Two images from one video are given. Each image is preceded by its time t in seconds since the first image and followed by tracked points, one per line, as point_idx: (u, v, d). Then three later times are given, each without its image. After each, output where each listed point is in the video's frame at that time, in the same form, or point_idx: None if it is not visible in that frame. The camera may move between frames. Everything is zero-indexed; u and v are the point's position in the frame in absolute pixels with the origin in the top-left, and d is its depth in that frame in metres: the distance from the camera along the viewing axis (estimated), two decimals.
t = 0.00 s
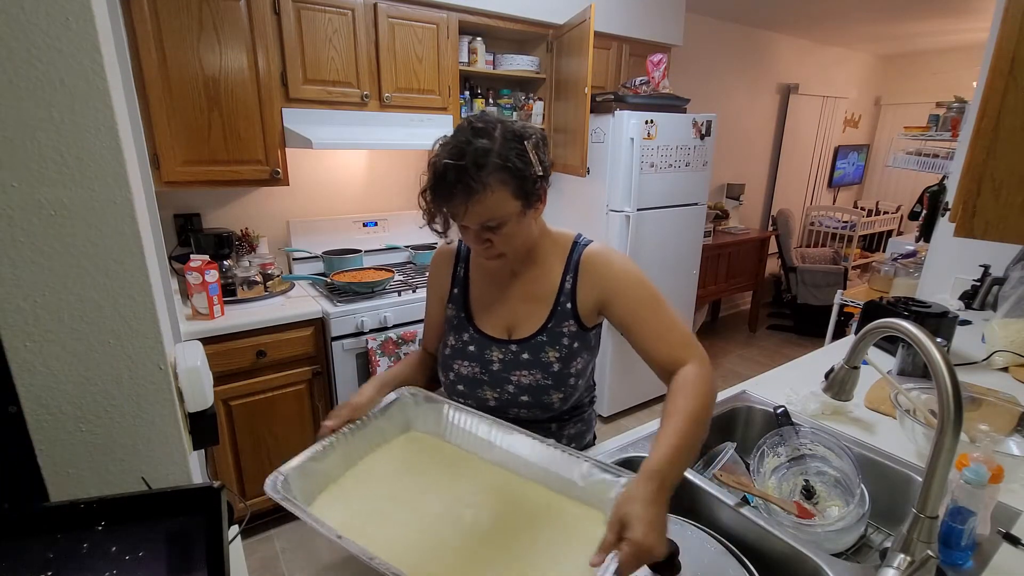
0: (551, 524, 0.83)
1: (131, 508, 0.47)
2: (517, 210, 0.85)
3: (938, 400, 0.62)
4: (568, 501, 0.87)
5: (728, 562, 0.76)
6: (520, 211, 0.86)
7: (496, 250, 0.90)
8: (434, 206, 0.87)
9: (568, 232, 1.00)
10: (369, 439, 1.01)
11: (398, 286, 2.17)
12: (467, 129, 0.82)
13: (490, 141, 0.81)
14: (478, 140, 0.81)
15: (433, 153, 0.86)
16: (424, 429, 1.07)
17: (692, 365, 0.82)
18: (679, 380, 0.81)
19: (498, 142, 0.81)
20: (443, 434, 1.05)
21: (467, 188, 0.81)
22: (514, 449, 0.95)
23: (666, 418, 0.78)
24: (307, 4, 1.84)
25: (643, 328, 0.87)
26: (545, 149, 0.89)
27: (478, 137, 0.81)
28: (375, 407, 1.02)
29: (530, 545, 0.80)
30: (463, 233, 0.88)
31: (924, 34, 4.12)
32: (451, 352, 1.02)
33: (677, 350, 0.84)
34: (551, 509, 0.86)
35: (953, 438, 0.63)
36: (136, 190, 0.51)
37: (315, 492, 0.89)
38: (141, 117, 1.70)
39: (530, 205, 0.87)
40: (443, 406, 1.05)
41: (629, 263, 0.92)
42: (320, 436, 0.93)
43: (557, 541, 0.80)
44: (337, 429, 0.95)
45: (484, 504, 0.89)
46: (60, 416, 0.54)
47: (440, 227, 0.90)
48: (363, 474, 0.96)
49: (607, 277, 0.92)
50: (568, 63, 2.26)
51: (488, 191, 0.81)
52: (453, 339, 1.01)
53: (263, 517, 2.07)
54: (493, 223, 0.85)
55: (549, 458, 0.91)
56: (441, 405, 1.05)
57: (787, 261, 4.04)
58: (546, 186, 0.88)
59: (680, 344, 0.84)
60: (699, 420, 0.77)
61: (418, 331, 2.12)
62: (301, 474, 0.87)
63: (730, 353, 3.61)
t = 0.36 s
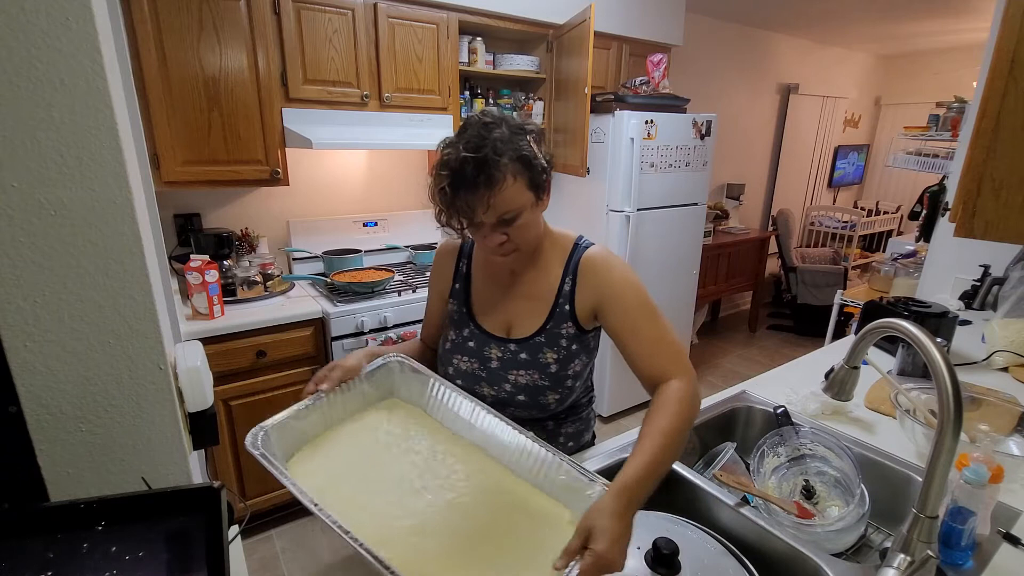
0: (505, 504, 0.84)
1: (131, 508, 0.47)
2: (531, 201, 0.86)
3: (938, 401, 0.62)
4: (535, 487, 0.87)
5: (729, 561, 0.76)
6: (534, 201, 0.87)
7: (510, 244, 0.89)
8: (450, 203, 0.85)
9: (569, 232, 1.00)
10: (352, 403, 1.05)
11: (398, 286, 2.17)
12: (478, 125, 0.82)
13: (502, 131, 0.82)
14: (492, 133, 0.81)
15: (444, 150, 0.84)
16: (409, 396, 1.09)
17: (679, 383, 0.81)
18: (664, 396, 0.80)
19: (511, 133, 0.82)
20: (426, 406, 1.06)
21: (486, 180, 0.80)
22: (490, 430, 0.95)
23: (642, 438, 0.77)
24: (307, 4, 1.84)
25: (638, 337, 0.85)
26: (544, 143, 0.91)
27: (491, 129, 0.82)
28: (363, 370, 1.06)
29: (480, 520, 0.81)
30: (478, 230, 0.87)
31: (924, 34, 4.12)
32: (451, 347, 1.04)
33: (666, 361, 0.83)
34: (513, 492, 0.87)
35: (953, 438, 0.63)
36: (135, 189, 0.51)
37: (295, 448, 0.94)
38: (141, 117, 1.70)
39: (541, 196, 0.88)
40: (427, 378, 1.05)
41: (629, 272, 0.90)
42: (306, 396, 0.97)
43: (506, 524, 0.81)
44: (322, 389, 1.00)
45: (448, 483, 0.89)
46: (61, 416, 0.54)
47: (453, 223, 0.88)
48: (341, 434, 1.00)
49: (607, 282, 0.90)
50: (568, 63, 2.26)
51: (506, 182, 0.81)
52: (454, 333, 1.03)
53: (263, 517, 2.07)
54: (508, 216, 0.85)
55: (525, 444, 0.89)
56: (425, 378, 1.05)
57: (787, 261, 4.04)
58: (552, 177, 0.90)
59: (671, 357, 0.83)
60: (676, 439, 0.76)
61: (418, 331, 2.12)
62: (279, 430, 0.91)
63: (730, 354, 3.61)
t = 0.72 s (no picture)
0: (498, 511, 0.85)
1: (131, 507, 0.47)
2: (532, 205, 0.86)
3: (938, 401, 0.62)
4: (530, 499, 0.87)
5: (728, 561, 0.76)
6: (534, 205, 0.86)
7: (510, 247, 0.89)
8: (451, 203, 0.85)
9: (570, 235, 1.00)
10: (356, 409, 1.07)
11: (398, 286, 2.17)
12: (483, 126, 0.82)
13: (505, 134, 0.81)
14: (496, 135, 0.81)
15: (446, 150, 0.84)
16: (413, 408, 1.10)
17: (678, 389, 0.81)
18: (664, 401, 0.80)
19: (514, 135, 0.82)
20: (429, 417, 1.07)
21: (486, 182, 0.80)
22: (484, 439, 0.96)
23: (640, 444, 0.77)
24: (307, 4, 1.84)
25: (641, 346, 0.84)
26: (548, 146, 0.91)
27: (495, 131, 0.82)
28: (367, 376, 1.07)
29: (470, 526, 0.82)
30: (477, 231, 0.87)
31: (924, 34, 4.11)
32: (451, 346, 1.03)
33: (666, 365, 0.82)
34: (508, 501, 0.87)
35: (953, 438, 0.63)
36: (134, 188, 0.51)
37: (296, 449, 0.97)
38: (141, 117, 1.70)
39: (542, 199, 0.87)
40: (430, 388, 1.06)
41: (629, 276, 0.90)
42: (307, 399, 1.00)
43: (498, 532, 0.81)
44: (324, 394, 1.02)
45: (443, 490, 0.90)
46: (61, 416, 0.54)
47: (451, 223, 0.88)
48: (343, 440, 1.03)
49: (606, 287, 0.90)
50: (568, 63, 2.26)
51: (507, 186, 0.81)
52: (455, 333, 1.03)
53: (263, 517, 2.07)
54: (509, 219, 0.85)
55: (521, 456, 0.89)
56: (428, 388, 1.06)
57: (787, 261, 4.04)
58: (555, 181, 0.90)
59: (671, 363, 0.83)
60: (671, 446, 0.76)
61: (418, 331, 2.12)
62: (282, 431, 0.94)
63: (730, 354, 3.61)
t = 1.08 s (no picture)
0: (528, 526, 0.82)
1: (131, 507, 0.47)
2: (528, 206, 0.86)
3: (938, 401, 0.62)
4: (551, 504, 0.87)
5: (728, 561, 0.76)
6: (530, 206, 0.86)
7: (506, 247, 0.89)
8: (447, 203, 0.85)
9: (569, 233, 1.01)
10: (357, 440, 1.01)
11: (398, 286, 2.17)
12: (479, 126, 0.82)
13: (502, 135, 0.81)
14: (492, 136, 0.81)
15: (443, 150, 0.84)
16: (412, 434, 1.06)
17: (686, 373, 0.84)
18: (672, 384, 0.82)
19: (511, 137, 0.82)
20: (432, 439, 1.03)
21: (482, 183, 0.80)
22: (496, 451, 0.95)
23: (653, 421, 0.78)
24: (307, 4, 1.84)
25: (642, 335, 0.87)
26: (547, 147, 0.91)
27: (491, 132, 0.81)
28: (371, 405, 1.02)
29: (507, 543, 0.79)
30: (473, 232, 0.88)
31: (925, 34, 4.11)
32: (451, 350, 1.02)
33: (670, 353, 0.85)
34: (537, 515, 0.85)
35: (953, 439, 0.63)
36: (135, 187, 0.51)
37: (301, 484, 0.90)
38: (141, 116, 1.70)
39: (539, 201, 0.87)
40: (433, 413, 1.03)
41: (629, 271, 0.92)
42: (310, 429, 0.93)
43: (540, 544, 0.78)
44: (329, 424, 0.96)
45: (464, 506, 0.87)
46: (61, 416, 0.54)
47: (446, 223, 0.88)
48: (347, 471, 0.96)
49: (607, 282, 0.92)
50: (568, 63, 2.26)
51: (503, 187, 0.81)
52: (455, 336, 1.01)
53: (263, 517, 2.07)
54: (504, 220, 0.85)
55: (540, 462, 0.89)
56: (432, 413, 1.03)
57: (787, 261, 4.04)
58: (552, 183, 0.90)
59: (674, 350, 0.85)
60: (683, 425, 0.78)
61: (418, 331, 2.12)
62: (288, 461, 0.87)
63: (730, 354, 3.61)
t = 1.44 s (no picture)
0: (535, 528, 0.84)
1: (131, 508, 0.47)
2: (524, 208, 0.85)
3: (938, 401, 0.62)
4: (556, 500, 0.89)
5: (728, 561, 0.76)
6: (526, 208, 0.86)
7: (501, 248, 0.89)
8: (441, 203, 0.85)
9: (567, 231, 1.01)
10: (361, 447, 1.01)
11: (398, 286, 2.17)
12: (476, 127, 0.82)
13: (498, 136, 0.81)
14: (487, 137, 0.81)
15: (440, 150, 0.85)
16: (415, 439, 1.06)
17: (688, 369, 0.85)
18: (674, 381, 0.84)
19: (506, 138, 0.82)
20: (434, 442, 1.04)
21: (477, 183, 0.80)
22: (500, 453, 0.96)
23: (656, 418, 0.79)
24: (307, 4, 1.84)
25: (642, 329, 0.89)
26: (548, 148, 0.90)
27: (486, 133, 0.82)
28: (371, 412, 1.01)
29: (517, 549, 0.80)
30: (469, 231, 0.88)
31: (925, 34, 4.11)
32: (456, 350, 1.01)
33: (670, 351, 0.87)
34: (540, 511, 0.87)
35: (953, 438, 0.63)
36: (134, 187, 0.51)
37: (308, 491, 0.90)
38: (140, 115, 1.70)
39: (536, 202, 0.87)
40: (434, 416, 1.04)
41: (629, 266, 0.93)
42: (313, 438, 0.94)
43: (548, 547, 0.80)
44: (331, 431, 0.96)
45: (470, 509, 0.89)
46: (60, 416, 0.54)
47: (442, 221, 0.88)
48: (353, 478, 0.96)
49: (607, 278, 0.92)
50: (568, 63, 2.26)
51: (497, 188, 0.81)
52: (459, 336, 1.01)
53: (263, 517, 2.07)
54: (499, 220, 0.84)
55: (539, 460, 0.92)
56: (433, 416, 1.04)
57: (787, 261, 4.04)
58: (551, 185, 0.89)
59: (677, 343, 0.87)
60: (688, 421, 0.79)
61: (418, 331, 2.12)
62: (294, 471, 0.88)
63: (730, 354, 3.61)
